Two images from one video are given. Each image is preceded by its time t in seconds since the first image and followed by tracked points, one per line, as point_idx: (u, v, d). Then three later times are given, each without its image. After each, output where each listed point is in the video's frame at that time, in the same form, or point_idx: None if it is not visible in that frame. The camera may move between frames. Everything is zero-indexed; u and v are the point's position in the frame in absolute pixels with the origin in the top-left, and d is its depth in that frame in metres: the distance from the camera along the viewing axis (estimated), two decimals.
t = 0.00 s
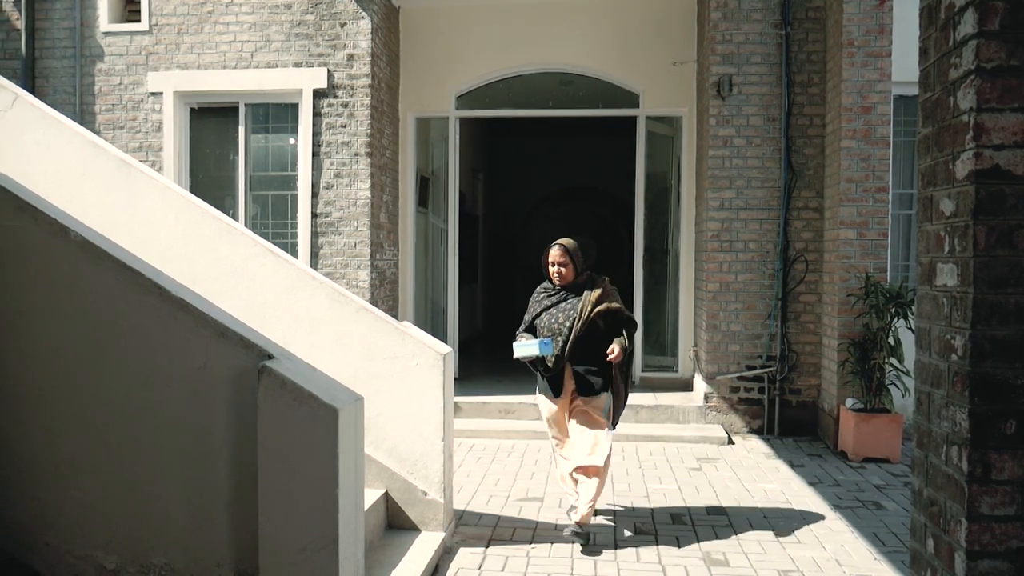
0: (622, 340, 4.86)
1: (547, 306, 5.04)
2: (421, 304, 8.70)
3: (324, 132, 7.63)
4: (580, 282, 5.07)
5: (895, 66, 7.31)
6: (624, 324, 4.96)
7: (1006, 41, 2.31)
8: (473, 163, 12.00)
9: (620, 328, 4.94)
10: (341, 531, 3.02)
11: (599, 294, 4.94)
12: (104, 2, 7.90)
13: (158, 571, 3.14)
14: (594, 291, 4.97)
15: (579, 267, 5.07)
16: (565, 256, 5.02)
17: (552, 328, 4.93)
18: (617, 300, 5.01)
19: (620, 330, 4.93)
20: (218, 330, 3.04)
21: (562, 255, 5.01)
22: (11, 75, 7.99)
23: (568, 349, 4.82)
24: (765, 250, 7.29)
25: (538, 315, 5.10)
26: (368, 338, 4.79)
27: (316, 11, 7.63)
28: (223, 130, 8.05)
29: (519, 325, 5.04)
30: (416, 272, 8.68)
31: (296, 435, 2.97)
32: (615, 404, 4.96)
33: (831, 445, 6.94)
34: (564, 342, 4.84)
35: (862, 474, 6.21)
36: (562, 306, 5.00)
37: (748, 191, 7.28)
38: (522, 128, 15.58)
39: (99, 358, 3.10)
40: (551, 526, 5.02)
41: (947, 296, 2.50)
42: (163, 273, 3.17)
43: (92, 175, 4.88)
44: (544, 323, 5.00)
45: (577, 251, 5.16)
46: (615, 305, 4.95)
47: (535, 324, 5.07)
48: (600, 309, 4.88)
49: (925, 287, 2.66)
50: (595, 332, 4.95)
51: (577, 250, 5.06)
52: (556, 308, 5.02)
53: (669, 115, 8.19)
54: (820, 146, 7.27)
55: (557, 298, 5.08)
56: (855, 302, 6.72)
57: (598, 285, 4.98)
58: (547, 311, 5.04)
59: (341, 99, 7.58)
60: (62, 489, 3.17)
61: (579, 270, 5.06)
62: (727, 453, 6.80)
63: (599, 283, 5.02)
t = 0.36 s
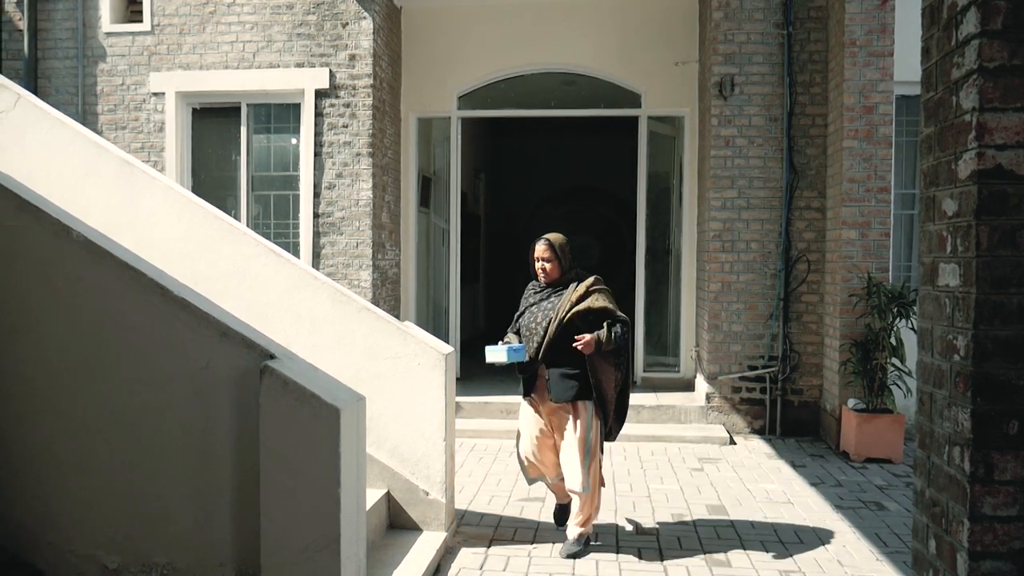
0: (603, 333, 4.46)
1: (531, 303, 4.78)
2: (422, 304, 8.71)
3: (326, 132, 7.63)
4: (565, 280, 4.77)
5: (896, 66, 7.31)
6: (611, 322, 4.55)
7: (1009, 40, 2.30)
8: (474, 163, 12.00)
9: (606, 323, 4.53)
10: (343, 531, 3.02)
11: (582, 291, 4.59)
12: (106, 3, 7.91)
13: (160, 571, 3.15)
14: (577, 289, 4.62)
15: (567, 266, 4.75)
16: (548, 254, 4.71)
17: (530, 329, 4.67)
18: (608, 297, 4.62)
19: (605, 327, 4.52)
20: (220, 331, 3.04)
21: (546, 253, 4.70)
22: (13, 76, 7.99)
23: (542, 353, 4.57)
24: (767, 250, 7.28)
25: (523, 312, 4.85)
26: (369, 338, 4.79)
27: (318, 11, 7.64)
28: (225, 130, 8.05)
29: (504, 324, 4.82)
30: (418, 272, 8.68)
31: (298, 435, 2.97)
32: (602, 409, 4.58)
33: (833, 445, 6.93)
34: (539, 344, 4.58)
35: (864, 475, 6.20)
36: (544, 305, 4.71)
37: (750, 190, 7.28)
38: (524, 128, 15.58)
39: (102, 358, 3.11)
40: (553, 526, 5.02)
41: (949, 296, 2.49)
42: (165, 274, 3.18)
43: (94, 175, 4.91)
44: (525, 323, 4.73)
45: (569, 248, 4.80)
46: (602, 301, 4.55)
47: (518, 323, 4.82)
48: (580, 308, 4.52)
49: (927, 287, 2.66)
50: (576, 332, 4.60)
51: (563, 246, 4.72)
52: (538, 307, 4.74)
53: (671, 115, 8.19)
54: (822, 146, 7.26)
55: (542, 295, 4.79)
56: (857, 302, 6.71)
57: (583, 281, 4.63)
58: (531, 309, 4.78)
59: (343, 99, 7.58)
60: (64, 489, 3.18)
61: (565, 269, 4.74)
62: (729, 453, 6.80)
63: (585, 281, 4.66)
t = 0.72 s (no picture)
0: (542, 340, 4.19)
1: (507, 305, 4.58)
2: (432, 304, 8.72)
3: (336, 132, 7.65)
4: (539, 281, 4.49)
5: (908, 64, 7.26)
6: (561, 326, 4.22)
7: (1022, 39, 2.29)
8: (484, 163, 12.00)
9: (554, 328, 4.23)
10: (353, 530, 3.03)
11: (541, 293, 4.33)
12: (119, 4, 7.95)
13: (171, 570, 3.16)
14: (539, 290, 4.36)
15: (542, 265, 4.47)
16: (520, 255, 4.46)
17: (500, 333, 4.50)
18: (565, 297, 4.27)
19: (553, 333, 4.22)
20: (232, 330, 3.05)
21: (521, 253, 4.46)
22: (26, 76, 8.03)
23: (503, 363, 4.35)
24: (778, 250, 7.26)
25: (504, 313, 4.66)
26: (379, 338, 4.80)
27: (328, 12, 7.66)
28: (236, 130, 8.08)
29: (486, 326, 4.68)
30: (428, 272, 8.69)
31: (308, 435, 2.98)
32: (569, 420, 4.25)
33: (844, 446, 6.90)
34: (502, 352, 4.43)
35: (876, 476, 6.17)
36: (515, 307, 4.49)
37: (760, 190, 7.26)
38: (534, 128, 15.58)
39: (114, 358, 3.12)
40: (563, 526, 5.02)
41: (961, 296, 2.48)
42: (177, 274, 3.19)
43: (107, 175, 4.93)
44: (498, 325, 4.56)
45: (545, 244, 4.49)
46: (552, 304, 4.25)
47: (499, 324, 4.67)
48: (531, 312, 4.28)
49: (939, 287, 2.65)
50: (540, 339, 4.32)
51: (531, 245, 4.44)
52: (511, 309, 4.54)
53: (681, 115, 8.17)
54: (833, 145, 7.23)
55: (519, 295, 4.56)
56: (869, 302, 6.68)
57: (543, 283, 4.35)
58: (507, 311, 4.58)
59: (354, 99, 7.60)
60: (77, 488, 3.20)
61: (537, 268, 4.46)
62: (740, 454, 6.78)
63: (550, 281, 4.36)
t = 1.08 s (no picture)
0: (518, 337, 3.91)
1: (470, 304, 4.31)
2: (445, 304, 8.73)
3: (350, 132, 7.67)
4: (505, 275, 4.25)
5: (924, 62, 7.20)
6: (537, 321, 3.95)
7: None
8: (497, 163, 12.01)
9: (529, 324, 3.95)
10: (367, 530, 3.03)
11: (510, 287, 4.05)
12: (134, 6, 8.00)
13: (186, 568, 3.18)
14: (506, 284, 4.09)
15: (505, 261, 4.24)
16: (482, 250, 4.25)
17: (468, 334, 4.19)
18: (538, 290, 4.01)
19: (529, 328, 3.94)
20: (246, 330, 3.06)
21: (485, 250, 4.23)
22: (43, 78, 8.09)
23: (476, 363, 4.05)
24: (792, 250, 7.23)
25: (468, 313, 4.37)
26: (393, 337, 4.82)
27: (342, 13, 7.68)
28: (251, 131, 8.12)
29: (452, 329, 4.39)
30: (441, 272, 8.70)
31: (322, 434, 2.99)
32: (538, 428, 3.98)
33: (859, 447, 6.86)
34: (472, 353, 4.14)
35: (892, 477, 6.13)
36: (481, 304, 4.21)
37: (775, 190, 7.23)
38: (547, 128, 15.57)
39: (130, 357, 3.14)
40: (576, 526, 5.02)
41: (978, 296, 2.46)
42: (192, 274, 3.20)
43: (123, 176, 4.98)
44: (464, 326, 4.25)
45: (509, 238, 4.27)
46: (524, 298, 3.98)
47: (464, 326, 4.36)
48: (500, 308, 4.00)
49: (956, 287, 2.63)
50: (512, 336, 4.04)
51: (494, 240, 4.24)
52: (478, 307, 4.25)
53: (694, 114, 8.14)
54: (848, 144, 7.18)
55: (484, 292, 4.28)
56: (884, 303, 6.63)
57: (510, 276, 4.09)
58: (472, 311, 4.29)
59: (367, 100, 7.62)
60: (94, 486, 3.22)
61: (501, 266, 4.24)
62: (754, 454, 6.75)
63: (516, 273, 4.10)
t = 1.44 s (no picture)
0: (473, 341, 3.71)
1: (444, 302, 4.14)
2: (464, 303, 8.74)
3: (369, 132, 7.70)
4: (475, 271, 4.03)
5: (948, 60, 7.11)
6: (494, 321, 3.72)
7: None
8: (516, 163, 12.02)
9: (486, 326, 3.73)
10: (386, 529, 3.04)
11: (472, 287, 3.87)
12: (157, 8, 8.08)
13: (208, 565, 3.20)
14: (468, 284, 3.91)
15: (476, 256, 4.02)
16: (451, 245, 4.08)
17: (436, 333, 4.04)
18: (498, 291, 3.79)
19: (486, 329, 3.72)
20: (267, 329, 3.07)
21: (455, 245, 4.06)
22: (68, 80, 8.19)
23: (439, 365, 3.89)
24: (813, 250, 7.18)
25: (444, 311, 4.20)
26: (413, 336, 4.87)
27: (361, 13, 7.71)
28: (271, 131, 8.17)
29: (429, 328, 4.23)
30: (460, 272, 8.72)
31: (341, 433, 3.00)
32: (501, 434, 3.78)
33: (881, 449, 6.80)
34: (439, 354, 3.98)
35: (914, 479, 6.07)
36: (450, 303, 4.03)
37: (796, 189, 7.18)
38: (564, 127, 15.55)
39: (153, 356, 3.17)
40: (595, 526, 5.01)
41: (1003, 297, 2.43)
42: (213, 273, 3.22)
43: (145, 176, 5.03)
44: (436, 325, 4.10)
45: (480, 232, 4.05)
46: (483, 299, 3.78)
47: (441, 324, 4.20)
48: (460, 310, 3.83)
49: (980, 287, 2.60)
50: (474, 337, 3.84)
51: (462, 235, 4.03)
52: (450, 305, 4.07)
53: (714, 113, 8.10)
54: (871, 143, 7.12)
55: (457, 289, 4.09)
56: (907, 303, 6.57)
57: (473, 276, 3.91)
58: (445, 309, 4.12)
59: (387, 100, 7.65)
60: (118, 483, 3.26)
61: (471, 262, 4.02)
62: (774, 455, 6.71)
63: (480, 272, 3.91)
